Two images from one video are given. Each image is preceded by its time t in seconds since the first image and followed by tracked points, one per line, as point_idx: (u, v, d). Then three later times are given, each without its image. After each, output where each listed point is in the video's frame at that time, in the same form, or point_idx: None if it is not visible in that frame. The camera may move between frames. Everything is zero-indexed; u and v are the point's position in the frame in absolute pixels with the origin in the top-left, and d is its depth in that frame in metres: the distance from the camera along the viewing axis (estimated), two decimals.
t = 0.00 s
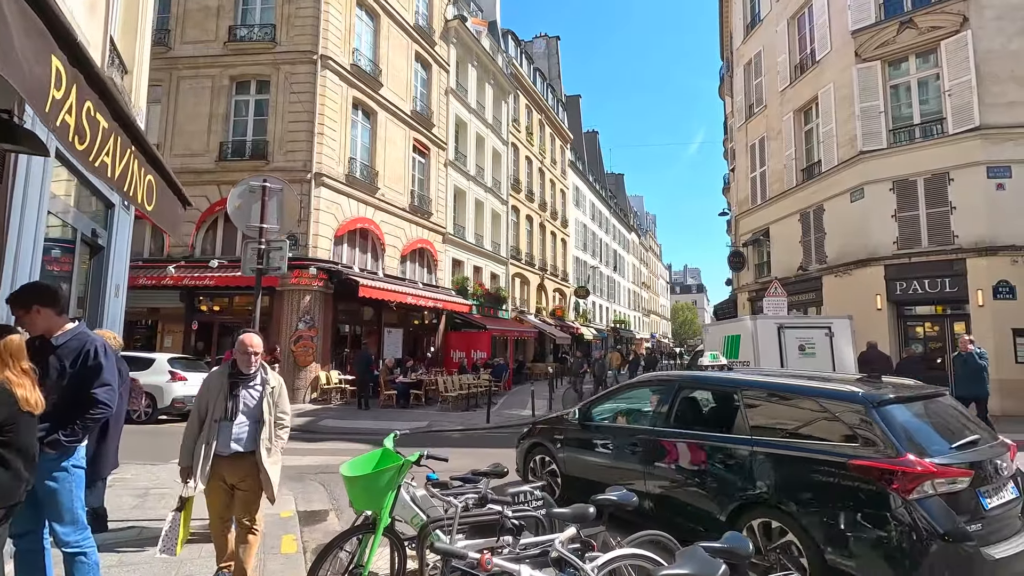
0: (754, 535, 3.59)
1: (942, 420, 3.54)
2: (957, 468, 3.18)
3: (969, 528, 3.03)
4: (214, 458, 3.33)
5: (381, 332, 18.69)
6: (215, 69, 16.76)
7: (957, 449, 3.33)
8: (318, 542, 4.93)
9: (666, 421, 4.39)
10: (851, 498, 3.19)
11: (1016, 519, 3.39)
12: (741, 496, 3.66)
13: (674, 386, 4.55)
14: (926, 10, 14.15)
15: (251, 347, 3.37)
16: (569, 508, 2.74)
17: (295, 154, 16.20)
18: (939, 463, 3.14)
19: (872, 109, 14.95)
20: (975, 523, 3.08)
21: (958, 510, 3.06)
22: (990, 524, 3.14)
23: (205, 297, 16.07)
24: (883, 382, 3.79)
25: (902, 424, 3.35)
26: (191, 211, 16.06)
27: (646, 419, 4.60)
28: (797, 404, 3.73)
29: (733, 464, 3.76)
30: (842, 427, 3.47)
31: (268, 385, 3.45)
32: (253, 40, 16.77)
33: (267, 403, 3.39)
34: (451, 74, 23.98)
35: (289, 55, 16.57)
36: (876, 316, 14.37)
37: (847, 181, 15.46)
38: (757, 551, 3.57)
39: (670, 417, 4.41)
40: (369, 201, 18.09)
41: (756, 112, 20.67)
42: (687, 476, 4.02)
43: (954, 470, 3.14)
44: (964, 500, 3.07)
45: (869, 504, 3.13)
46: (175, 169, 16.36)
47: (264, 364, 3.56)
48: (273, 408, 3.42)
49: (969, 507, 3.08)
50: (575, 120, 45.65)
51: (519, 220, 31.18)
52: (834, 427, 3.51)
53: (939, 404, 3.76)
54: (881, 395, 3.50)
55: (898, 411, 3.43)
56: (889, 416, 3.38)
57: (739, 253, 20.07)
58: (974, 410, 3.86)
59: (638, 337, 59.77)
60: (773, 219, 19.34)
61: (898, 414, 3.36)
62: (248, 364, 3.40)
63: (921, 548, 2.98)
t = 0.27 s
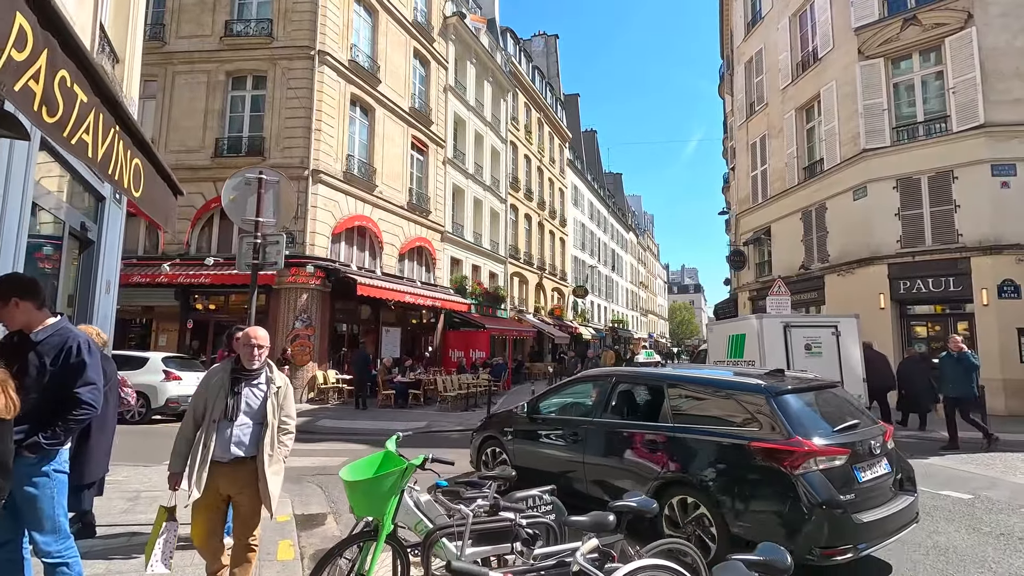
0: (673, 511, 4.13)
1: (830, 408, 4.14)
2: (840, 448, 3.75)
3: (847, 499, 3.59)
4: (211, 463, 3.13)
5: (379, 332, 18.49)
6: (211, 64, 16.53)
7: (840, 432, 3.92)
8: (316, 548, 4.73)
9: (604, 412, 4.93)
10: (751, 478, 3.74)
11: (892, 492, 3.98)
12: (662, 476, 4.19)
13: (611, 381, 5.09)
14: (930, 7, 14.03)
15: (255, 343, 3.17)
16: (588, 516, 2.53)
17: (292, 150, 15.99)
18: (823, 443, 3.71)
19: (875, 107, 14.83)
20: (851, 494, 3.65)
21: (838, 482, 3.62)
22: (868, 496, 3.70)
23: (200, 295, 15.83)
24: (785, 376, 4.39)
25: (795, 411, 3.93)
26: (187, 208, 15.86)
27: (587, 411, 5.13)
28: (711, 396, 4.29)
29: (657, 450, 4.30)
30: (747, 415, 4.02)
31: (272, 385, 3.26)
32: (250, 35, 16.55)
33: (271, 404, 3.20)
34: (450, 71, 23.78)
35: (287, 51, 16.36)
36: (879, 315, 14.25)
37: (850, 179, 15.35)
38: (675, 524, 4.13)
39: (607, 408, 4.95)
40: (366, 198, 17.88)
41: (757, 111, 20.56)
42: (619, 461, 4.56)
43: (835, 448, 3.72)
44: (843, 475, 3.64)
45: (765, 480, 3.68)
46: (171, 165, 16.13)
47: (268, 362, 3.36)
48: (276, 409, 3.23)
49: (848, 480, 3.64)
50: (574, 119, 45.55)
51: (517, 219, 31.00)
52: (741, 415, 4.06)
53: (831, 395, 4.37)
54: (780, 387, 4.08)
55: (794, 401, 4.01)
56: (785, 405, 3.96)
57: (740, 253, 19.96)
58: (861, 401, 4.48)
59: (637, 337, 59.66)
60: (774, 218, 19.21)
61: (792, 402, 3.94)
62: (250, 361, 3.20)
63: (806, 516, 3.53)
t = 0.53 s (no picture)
0: (611, 494, 4.67)
1: (747, 400, 4.73)
2: (753, 434, 4.32)
3: (760, 478, 4.14)
4: (211, 471, 2.94)
5: (379, 331, 18.28)
6: (208, 59, 16.29)
7: (755, 421, 4.50)
8: (319, 556, 4.52)
9: (553, 407, 5.44)
10: (678, 464, 4.27)
11: (800, 474, 4.54)
12: (602, 463, 4.72)
13: (560, 379, 5.61)
14: (938, 3, 13.86)
15: (261, 341, 2.98)
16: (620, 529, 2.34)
17: (292, 147, 15.76)
18: (739, 430, 4.27)
19: (881, 104, 14.66)
20: (762, 475, 4.19)
21: (750, 464, 4.18)
22: (778, 476, 4.25)
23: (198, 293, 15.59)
24: (711, 373, 4.95)
25: (716, 403, 4.49)
26: (185, 206, 15.64)
27: (538, 406, 5.64)
28: (646, 391, 4.83)
29: (600, 439, 4.81)
30: (675, 407, 4.56)
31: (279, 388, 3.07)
32: (248, 30, 16.33)
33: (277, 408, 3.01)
34: (450, 69, 23.56)
35: (286, 46, 16.13)
36: (885, 315, 14.09)
37: (855, 177, 15.18)
38: (614, 506, 4.66)
39: (556, 403, 5.47)
40: (366, 196, 17.67)
41: (760, 108, 20.38)
42: (566, 451, 5.08)
43: (748, 434, 4.28)
44: (754, 457, 4.19)
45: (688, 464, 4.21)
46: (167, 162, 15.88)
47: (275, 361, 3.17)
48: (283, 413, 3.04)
49: (759, 462, 4.19)
50: (574, 118, 45.39)
51: (517, 218, 30.81)
52: (671, 406, 4.60)
53: (750, 390, 4.97)
54: (705, 381, 4.64)
55: (715, 394, 4.58)
56: (708, 397, 4.52)
57: (743, 252, 19.79)
58: (775, 396, 5.10)
59: (636, 337, 59.52)
60: (778, 217, 19.02)
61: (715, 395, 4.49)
62: (254, 360, 3.00)
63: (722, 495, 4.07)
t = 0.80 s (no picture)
0: (555, 484, 5.05)
1: (678, 395, 5.17)
2: (681, 426, 4.76)
3: (685, 467, 4.57)
4: (196, 499, 2.69)
5: (379, 331, 18.08)
6: (206, 55, 16.07)
7: (683, 414, 4.94)
8: (321, 566, 4.32)
9: (503, 405, 5.78)
10: (613, 453, 4.69)
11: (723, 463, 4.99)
12: (547, 456, 5.11)
13: (510, 378, 5.95)
14: None
15: (248, 347, 2.73)
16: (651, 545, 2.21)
17: (291, 144, 15.55)
18: (667, 422, 4.71)
19: (888, 102, 14.48)
20: (687, 463, 4.62)
21: (677, 452, 4.62)
22: (702, 464, 4.70)
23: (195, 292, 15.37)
24: (647, 370, 5.37)
25: (649, 398, 4.91)
26: (182, 203, 15.44)
27: (487, 405, 5.96)
28: (587, 389, 5.23)
29: (546, 435, 5.19)
30: (613, 402, 4.97)
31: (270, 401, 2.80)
32: (247, 25, 16.11)
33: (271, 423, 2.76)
34: (450, 66, 23.34)
35: (285, 42, 15.91)
36: (892, 315, 13.91)
37: (861, 176, 15.01)
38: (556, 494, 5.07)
39: (505, 403, 5.80)
40: (366, 194, 17.46)
41: (764, 106, 20.19)
42: (514, 446, 5.43)
43: (676, 426, 4.72)
44: (681, 446, 4.63)
45: (624, 454, 4.62)
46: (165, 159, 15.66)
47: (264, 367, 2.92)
48: (276, 428, 2.78)
49: (685, 451, 4.63)
50: (575, 117, 45.22)
51: (518, 217, 30.60)
52: (608, 403, 5.00)
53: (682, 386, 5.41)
54: (638, 379, 5.04)
55: (648, 391, 4.98)
56: (641, 392, 4.94)
57: (746, 251, 19.62)
58: (704, 391, 5.56)
59: (636, 337, 59.36)
60: (783, 216, 18.85)
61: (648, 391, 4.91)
62: (239, 371, 2.75)
63: (652, 481, 4.50)
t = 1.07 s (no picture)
0: (504, 473, 5.56)
1: (617, 389, 5.73)
2: (618, 417, 5.34)
3: (620, 454, 5.14)
4: (157, 519, 2.43)
5: (380, 330, 17.88)
6: (204, 51, 15.85)
7: (620, 407, 5.50)
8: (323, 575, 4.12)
9: (455, 402, 6.22)
10: (557, 444, 5.22)
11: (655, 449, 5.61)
12: (498, 447, 5.61)
13: (463, 376, 6.38)
14: None
15: (211, 341, 2.45)
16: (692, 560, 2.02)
17: (290, 141, 15.34)
18: (606, 414, 5.27)
19: (896, 98, 14.30)
20: (623, 451, 5.21)
21: (614, 441, 5.20)
22: (636, 452, 5.28)
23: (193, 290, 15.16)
24: (589, 367, 5.87)
25: (591, 392, 5.46)
26: (180, 201, 15.23)
27: (441, 400, 6.39)
28: (535, 385, 5.73)
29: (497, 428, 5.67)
30: (558, 397, 5.50)
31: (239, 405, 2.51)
32: (246, 20, 15.89)
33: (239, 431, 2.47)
34: (451, 63, 23.13)
35: (284, 37, 15.69)
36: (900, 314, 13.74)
37: (868, 173, 14.84)
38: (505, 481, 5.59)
39: (458, 399, 6.25)
40: (367, 192, 17.25)
41: (768, 104, 20.00)
42: (468, 439, 5.89)
43: (613, 418, 5.29)
44: (618, 435, 5.21)
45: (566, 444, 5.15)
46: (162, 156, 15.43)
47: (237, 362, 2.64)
48: (247, 436, 2.49)
49: (621, 439, 5.22)
50: (575, 116, 45.02)
51: (518, 216, 30.39)
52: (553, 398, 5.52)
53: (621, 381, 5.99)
54: (581, 376, 5.56)
55: (589, 386, 5.51)
56: (584, 387, 5.48)
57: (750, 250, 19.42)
58: (640, 386, 6.16)
59: (636, 337, 59.16)
60: (787, 214, 18.66)
61: (591, 386, 5.45)
62: (202, 370, 2.47)
63: (592, 468, 5.06)
